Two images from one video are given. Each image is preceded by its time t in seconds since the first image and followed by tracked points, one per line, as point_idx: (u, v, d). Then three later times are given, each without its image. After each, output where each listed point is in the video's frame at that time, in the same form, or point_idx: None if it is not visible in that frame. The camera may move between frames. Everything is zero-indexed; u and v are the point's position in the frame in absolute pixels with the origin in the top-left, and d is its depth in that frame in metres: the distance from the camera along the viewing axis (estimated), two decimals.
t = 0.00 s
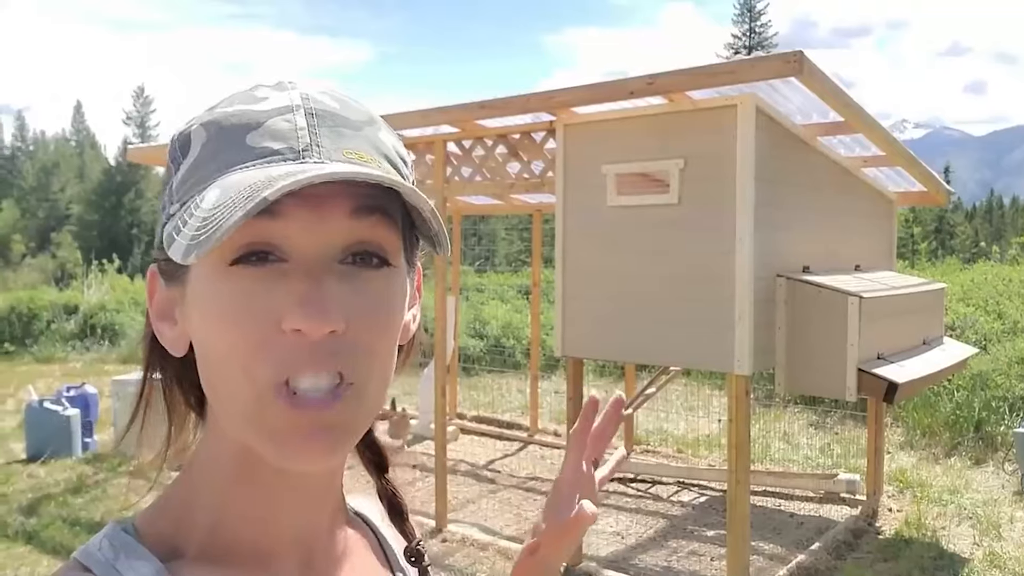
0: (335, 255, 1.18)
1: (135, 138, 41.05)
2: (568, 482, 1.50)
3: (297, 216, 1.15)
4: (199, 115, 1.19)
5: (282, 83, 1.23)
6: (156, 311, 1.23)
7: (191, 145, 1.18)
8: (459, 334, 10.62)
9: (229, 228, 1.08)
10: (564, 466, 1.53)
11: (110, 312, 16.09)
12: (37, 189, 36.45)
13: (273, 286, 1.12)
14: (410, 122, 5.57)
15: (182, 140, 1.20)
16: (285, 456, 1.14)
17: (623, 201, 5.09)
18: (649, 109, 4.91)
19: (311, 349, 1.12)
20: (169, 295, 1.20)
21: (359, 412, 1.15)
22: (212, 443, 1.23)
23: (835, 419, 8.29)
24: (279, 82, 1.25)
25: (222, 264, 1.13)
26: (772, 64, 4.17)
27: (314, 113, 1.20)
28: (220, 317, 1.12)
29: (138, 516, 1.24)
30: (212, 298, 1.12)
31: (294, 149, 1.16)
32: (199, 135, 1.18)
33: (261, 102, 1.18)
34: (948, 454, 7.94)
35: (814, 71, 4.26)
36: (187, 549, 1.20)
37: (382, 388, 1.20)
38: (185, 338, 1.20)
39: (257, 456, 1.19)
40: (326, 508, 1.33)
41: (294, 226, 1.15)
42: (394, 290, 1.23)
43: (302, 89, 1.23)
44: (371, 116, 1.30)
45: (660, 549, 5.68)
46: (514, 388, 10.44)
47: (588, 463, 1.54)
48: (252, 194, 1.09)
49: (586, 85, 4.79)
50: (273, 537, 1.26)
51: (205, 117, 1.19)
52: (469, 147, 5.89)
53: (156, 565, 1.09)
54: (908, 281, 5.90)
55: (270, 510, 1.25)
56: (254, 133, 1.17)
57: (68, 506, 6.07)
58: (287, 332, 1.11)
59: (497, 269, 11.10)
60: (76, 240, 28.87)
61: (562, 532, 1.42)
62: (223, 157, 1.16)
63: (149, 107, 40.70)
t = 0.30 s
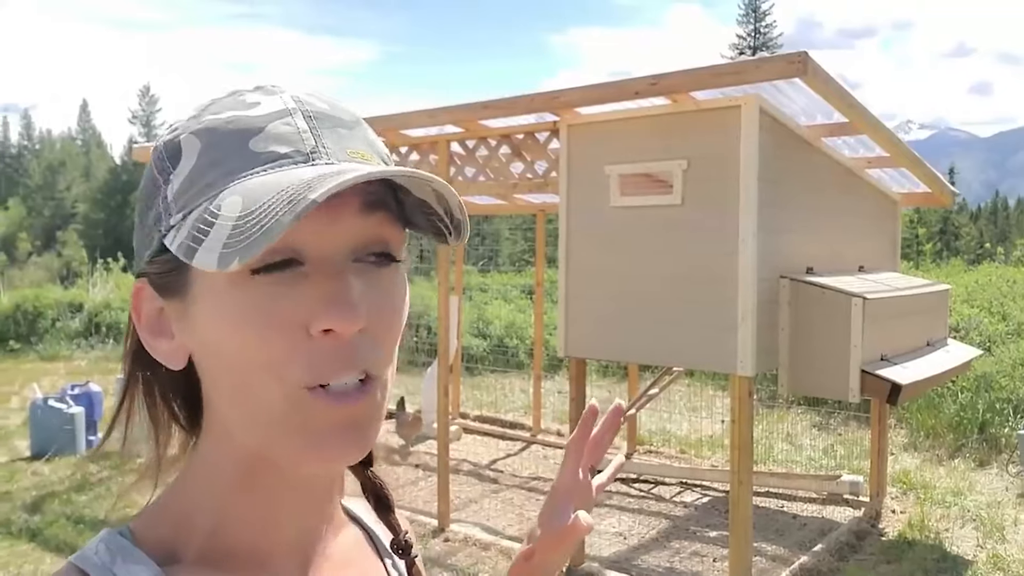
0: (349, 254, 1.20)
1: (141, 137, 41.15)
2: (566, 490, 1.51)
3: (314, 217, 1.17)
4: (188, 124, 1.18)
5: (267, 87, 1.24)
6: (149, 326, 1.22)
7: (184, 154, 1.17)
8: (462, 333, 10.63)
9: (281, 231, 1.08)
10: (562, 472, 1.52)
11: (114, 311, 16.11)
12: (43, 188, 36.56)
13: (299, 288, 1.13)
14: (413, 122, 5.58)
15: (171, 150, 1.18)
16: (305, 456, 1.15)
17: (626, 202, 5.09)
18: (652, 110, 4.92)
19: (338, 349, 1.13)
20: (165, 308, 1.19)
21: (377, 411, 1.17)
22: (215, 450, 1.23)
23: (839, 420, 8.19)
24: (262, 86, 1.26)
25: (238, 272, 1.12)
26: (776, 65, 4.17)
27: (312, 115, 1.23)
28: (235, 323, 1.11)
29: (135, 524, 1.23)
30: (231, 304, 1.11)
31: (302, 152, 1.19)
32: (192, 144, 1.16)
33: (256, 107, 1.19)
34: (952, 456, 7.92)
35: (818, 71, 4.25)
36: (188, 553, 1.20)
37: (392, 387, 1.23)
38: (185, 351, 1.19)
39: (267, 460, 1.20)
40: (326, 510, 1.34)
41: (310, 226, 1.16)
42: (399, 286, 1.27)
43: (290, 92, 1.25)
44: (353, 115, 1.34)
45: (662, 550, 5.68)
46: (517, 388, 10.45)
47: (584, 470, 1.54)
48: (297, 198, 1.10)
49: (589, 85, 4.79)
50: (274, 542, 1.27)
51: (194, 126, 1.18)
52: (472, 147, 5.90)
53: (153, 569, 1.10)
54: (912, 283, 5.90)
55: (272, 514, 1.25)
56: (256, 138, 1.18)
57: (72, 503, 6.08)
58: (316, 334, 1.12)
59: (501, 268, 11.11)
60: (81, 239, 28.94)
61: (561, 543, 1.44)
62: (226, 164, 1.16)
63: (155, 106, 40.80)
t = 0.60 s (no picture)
0: (370, 247, 1.22)
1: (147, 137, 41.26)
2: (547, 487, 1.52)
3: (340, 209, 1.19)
4: (192, 128, 1.17)
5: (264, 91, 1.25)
6: (146, 336, 1.18)
7: (192, 158, 1.15)
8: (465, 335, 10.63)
9: (338, 209, 1.10)
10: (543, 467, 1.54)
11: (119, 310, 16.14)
12: (49, 186, 36.71)
13: (325, 280, 1.14)
14: (416, 123, 5.59)
15: (176, 154, 1.16)
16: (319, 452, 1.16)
17: (628, 204, 5.09)
18: (654, 112, 4.92)
19: (361, 346, 1.13)
20: (167, 316, 1.16)
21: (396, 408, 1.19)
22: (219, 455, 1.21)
23: (842, 422, 8.22)
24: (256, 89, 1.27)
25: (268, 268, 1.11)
26: (777, 67, 4.16)
27: (318, 115, 1.27)
28: (257, 320, 1.11)
29: (129, 531, 1.22)
30: (254, 302, 1.11)
31: (318, 148, 1.22)
32: (200, 146, 1.15)
33: (264, 108, 1.21)
34: (955, 459, 7.89)
35: (820, 74, 4.25)
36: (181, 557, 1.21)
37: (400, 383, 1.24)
38: (191, 358, 1.16)
39: (274, 462, 1.20)
40: (320, 509, 1.36)
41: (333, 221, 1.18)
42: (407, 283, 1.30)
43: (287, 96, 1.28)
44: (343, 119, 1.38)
45: (663, 553, 5.67)
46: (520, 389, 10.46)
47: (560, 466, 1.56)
48: (349, 181, 1.13)
49: (592, 87, 4.78)
50: (267, 543, 1.28)
51: (198, 129, 1.17)
52: (475, 148, 5.90)
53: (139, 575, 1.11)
54: (915, 286, 5.88)
55: (269, 516, 1.26)
56: (270, 136, 1.19)
57: (73, 503, 6.10)
58: (345, 324, 1.13)
59: (504, 270, 11.11)
60: (87, 238, 29.04)
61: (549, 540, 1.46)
62: (243, 163, 1.15)
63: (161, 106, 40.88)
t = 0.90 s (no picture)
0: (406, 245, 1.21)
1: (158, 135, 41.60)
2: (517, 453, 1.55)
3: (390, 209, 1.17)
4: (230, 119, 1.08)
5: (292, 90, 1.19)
6: (161, 329, 1.06)
7: (233, 149, 1.06)
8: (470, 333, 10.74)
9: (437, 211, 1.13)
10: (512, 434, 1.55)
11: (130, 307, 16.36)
12: (61, 185, 37.11)
13: (376, 273, 1.11)
14: (422, 122, 5.66)
15: (212, 143, 1.06)
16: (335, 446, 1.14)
17: (631, 203, 5.14)
18: (657, 112, 4.96)
19: (400, 338, 1.10)
20: (191, 309, 1.06)
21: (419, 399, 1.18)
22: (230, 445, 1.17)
23: (843, 422, 8.39)
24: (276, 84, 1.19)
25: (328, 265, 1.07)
26: (780, 69, 4.20)
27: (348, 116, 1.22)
28: (302, 316, 1.05)
29: (118, 523, 1.18)
30: (304, 292, 1.06)
31: (361, 148, 1.19)
32: (244, 136, 1.07)
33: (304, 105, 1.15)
34: (956, 458, 7.92)
35: (821, 75, 4.28)
36: (170, 548, 1.19)
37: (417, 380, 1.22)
38: (217, 354, 1.07)
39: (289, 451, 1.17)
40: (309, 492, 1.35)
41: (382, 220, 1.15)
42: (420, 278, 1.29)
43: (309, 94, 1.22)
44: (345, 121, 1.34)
45: (664, 549, 5.73)
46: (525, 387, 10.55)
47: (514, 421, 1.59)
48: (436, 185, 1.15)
49: (595, 88, 4.84)
50: (260, 532, 1.26)
51: (239, 121, 1.08)
52: (479, 148, 5.96)
53: (127, 565, 1.09)
54: (916, 286, 5.92)
55: (265, 505, 1.24)
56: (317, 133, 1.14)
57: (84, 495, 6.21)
58: (391, 316, 1.10)
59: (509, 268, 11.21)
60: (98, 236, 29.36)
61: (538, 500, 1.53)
62: (295, 157, 1.09)
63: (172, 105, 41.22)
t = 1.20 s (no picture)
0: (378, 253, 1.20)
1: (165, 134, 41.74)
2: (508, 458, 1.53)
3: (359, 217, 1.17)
4: (206, 127, 1.10)
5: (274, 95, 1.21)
6: (140, 340, 1.06)
7: (207, 157, 1.08)
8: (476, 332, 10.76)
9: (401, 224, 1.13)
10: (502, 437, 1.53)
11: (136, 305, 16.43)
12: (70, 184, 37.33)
13: (344, 283, 1.09)
14: (427, 122, 5.66)
15: (188, 152, 1.08)
16: (314, 453, 1.13)
17: (637, 202, 5.12)
18: (664, 112, 4.95)
19: (371, 348, 1.09)
20: (172, 319, 1.06)
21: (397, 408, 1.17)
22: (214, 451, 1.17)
23: (850, 423, 8.38)
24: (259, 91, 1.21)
25: (300, 278, 1.06)
26: (786, 69, 4.18)
27: (328, 123, 1.24)
28: (277, 327, 1.04)
29: (107, 526, 1.18)
30: (273, 301, 1.04)
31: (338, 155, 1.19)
32: (220, 145, 1.08)
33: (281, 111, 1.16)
34: (962, 460, 7.90)
35: (828, 75, 4.26)
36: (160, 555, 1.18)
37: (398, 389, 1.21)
38: (194, 364, 1.07)
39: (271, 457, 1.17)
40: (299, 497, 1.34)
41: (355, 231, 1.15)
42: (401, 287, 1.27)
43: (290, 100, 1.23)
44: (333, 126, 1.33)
45: (669, 549, 5.73)
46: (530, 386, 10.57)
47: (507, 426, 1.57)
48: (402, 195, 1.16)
49: (601, 87, 4.83)
50: (249, 536, 1.25)
51: (215, 129, 1.09)
52: (485, 148, 5.96)
53: None
54: (922, 286, 5.90)
55: (251, 510, 1.23)
56: (293, 140, 1.14)
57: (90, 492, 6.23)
58: (363, 328, 1.09)
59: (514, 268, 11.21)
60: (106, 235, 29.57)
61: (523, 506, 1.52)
62: (269, 166, 1.10)
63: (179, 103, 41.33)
